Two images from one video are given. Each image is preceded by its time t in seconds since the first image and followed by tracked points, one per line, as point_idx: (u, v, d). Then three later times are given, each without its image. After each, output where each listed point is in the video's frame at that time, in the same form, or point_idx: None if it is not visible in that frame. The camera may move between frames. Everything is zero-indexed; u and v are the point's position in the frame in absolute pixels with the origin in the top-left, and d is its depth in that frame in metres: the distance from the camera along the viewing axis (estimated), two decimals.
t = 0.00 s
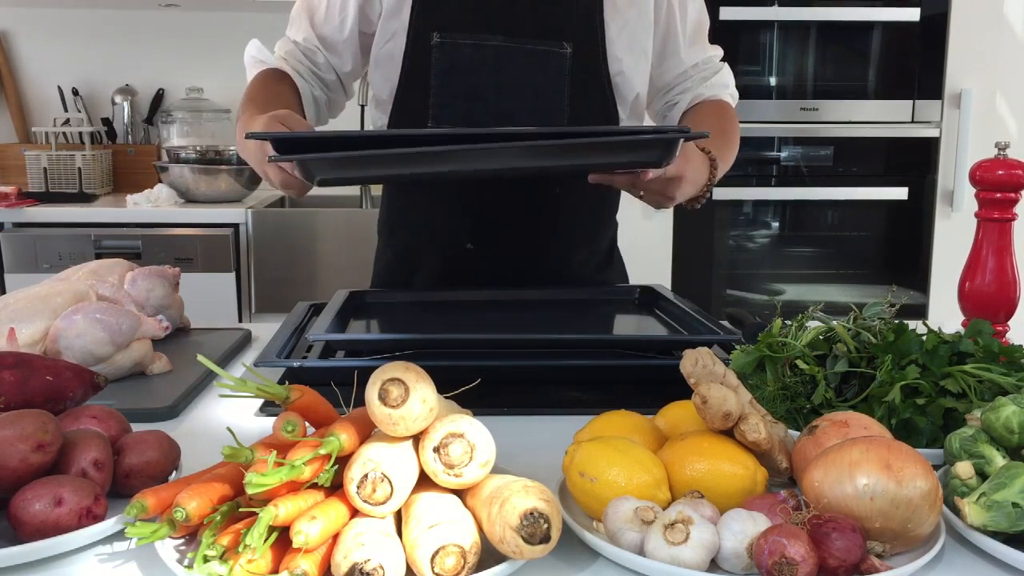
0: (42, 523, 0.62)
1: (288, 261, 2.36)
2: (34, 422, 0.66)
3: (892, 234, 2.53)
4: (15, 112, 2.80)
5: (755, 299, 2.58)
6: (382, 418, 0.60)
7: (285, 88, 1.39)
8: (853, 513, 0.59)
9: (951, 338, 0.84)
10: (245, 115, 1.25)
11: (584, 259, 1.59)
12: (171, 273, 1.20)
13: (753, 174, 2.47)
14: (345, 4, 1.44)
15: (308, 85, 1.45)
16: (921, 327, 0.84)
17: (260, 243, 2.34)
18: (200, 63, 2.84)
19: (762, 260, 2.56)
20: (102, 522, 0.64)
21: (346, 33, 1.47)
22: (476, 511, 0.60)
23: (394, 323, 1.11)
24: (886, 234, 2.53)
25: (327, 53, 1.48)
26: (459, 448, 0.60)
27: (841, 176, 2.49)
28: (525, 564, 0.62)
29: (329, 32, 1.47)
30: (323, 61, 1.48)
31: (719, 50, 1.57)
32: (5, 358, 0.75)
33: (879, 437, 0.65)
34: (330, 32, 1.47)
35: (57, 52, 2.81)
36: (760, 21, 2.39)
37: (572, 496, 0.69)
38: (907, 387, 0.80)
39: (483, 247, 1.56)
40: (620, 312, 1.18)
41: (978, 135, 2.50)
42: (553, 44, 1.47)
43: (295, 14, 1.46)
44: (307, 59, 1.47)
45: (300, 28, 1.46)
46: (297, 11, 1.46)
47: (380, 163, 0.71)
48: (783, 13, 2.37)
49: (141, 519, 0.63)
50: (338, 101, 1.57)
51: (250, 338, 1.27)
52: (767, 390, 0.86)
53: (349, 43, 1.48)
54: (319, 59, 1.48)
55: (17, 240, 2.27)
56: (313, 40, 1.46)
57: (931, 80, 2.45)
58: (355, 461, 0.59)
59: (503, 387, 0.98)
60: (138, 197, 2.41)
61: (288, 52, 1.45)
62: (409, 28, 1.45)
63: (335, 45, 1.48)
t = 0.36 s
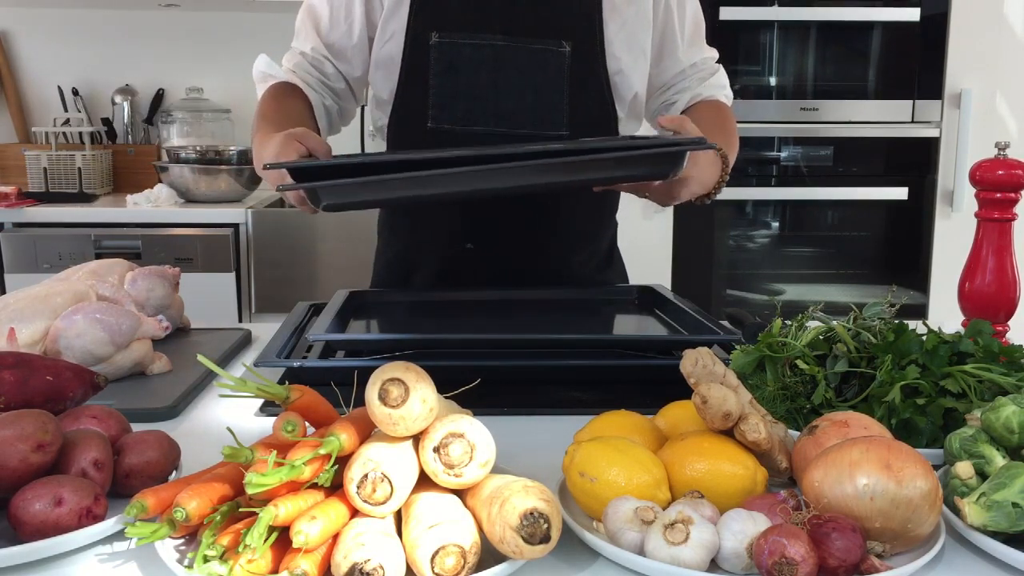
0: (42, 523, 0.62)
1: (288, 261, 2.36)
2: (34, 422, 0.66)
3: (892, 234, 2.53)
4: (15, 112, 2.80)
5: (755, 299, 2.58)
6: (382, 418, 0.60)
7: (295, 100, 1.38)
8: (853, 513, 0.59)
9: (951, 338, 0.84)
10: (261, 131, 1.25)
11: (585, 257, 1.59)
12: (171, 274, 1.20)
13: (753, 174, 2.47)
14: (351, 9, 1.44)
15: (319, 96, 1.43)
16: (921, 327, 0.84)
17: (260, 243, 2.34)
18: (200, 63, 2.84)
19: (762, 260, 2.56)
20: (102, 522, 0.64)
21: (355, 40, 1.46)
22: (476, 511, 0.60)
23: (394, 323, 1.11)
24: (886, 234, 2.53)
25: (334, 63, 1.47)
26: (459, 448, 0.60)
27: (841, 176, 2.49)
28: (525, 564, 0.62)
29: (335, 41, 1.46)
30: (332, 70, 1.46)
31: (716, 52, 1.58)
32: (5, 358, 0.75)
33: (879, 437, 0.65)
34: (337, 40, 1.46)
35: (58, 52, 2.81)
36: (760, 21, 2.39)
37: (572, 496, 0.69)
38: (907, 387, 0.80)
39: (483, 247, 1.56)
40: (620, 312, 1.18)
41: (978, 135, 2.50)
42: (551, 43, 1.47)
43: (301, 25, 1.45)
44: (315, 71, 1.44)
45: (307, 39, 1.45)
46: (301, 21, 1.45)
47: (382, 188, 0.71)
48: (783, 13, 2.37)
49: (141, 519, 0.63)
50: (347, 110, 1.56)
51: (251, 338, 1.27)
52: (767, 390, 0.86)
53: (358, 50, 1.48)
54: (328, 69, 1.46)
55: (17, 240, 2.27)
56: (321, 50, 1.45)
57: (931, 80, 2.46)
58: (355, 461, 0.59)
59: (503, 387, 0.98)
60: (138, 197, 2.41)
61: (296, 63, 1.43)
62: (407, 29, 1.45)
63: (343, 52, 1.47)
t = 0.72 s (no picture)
0: (42, 523, 0.62)
1: (289, 261, 2.36)
2: (34, 422, 0.66)
3: (892, 234, 2.53)
4: (15, 112, 2.80)
5: (755, 299, 2.58)
6: (382, 418, 0.60)
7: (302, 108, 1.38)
8: (853, 513, 0.59)
9: (951, 338, 0.84)
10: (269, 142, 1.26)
11: (586, 257, 1.59)
12: (171, 274, 1.20)
13: (753, 174, 2.47)
14: (352, 12, 1.46)
15: (324, 101, 1.43)
16: (921, 327, 0.84)
17: (260, 243, 2.34)
18: (200, 63, 2.84)
19: (762, 260, 2.56)
20: (102, 522, 0.64)
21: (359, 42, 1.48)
22: (476, 511, 0.60)
23: (394, 323, 1.11)
24: (886, 235, 2.53)
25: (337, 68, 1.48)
26: (459, 448, 0.60)
27: (841, 176, 2.49)
28: (525, 564, 0.62)
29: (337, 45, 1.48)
30: (335, 77, 1.47)
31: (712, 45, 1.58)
32: (6, 358, 0.75)
33: (879, 437, 0.65)
34: (340, 45, 1.48)
35: (58, 52, 2.81)
36: (760, 21, 2.38)
37: (572, 496, 0.69)
38: (907, 387, 0.80)
39: (483, 248, 1.56)
40: (620, 312, 1.18)
41: (978, 135, 2.50)
42: (548, 42, 1.47)
43: (303, 34, 1.48)
44: (319, 77, 1.45)
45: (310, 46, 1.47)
46: (304, 30, 1.48)
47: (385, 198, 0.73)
48: (783, 13, 2.37)
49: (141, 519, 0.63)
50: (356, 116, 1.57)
51: (251, 338, 1.27)
52: (767, 390, 0.86)
53: (361, 52, 1.49)
54: (332, 76, 1.47)
55: (17, 240, 2.27)
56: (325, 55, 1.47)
57: (931, 80, 2.45)
58: (354, 461, 0.59)
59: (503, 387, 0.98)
60: (139, 197, 2.41)
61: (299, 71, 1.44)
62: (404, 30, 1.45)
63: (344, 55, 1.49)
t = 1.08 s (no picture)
0: (42, 523, 0.62)
1: (289, 261, 2.36)
2: (34, 422, 0.66)
3: (892, 234, 2.54)
4: (15, 112, 2.80)
5: (755, 299, 2.58)
6: (382, 418, 0.60)
7: (308, 105, 1.37)
8: (853, 513, 0.59)
9: (951, 338, 0.84)
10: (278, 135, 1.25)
11: (586, 256, 1.59)
12: (171, 274, 1.20)
13: (753, 174, 2.47)
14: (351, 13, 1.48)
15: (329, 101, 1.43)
16: (921, 327, 0.84)
17: (260, 243, 2.34)
18: (200, 62, 2.84)
19: (762, 260, 2.56)
20: (102, 522, 0.64)
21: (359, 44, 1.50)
22: (476, 511, 0.60)
23: (394, 323, 1.11)
24: (886, 235, 2.53)
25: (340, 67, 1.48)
26: (459, 448, 0.60)
27: (841, 176, 2.49)
28: (525, 564, 0.62)
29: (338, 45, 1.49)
30: (338, 75, 1.48)
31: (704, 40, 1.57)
32: (6, 358, 0.75)
33: (879, 437, 0.65)
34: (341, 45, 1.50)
35: (58, 52, 2.81)
36: (760, 21, 2.38)
37: (572, 496, 0.69)
38: (907, 387, 0.80)
39: (483, 249, 1.56)
40: (620, 312, 1.18)
41: (978, 135, 2.51)
42: (545, 41, 1.47)
43: (303, 36, 1.48)
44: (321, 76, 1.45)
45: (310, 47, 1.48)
46: (304, 33, 1.49)
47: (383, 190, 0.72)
48: (783, 13, 2.37)
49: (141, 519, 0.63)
50: (358, 118, 1.58)
51: (251, 338, 1.27)
52: (767, 390, 0.86)
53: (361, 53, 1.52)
54: (334, 75, 1.47)
55: (17, 240, 2.27)
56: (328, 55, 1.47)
57: (931, 80, 2.45)
58: (354, 461, 0.59)
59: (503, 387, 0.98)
60: (138, 197, 2.41)
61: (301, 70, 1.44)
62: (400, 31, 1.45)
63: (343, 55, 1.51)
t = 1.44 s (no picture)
0: (42, 523, 0.62)
1: (289, 260, 2.36)
2: (34, 422, 0.66)
3: (892, 234, 2.54)
4: (15, 112, 2.80)
5: (755, 299, 2.58)
6: (382, 418, 0.60)
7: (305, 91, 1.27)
8: (853, 513, 0.59)
9: (951, 338, 0.84)
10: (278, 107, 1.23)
11: (586, 256, 1.59)
12: (171, 273, 1.20)
13: (752, 174, 2.47)
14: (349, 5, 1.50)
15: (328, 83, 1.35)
16: (921, 326, 0.84)
17: (260, 243, 2.35)
18: (200, 62, 2.84)
19: (762, 260, 2.56)
20: (102, 522, 0.64)
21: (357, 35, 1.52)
22: (476, 511, 0.60)
23: (394, 322, 1.11)
24: (886, 235, 2.53)
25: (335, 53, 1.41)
26: (459, 448, 0.60)
27: (841, 176, 2.49)
28: (524, 564, 0.62)
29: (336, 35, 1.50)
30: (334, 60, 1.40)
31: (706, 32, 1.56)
32: (5, 358, 0.75)
33: (879, 437, 0.65)
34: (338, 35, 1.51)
35: (58, 52, 2.81)
36: (760, 21, 2.38)
37: (572, 496, 0.69)
38: (907, 387, 0.80)
39: (483, 249, 1.57)
40: (620, 312, 1.18)
41: (978, 135, 2.51)
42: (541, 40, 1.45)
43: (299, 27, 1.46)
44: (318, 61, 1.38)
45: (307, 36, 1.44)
46: (300, 27, 1.47)
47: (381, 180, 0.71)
48: (783, 13, 2.37)
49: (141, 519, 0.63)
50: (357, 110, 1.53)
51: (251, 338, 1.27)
52: (767, 390, 0.86)
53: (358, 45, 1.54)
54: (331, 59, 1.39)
55: (17, 240, 2.27)
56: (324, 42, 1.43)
57: (931, 80, 2.46)
58: (354, 461, 0.59)
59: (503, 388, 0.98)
60: (138, 197, 2.41)
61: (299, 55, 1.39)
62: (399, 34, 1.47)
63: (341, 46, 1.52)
